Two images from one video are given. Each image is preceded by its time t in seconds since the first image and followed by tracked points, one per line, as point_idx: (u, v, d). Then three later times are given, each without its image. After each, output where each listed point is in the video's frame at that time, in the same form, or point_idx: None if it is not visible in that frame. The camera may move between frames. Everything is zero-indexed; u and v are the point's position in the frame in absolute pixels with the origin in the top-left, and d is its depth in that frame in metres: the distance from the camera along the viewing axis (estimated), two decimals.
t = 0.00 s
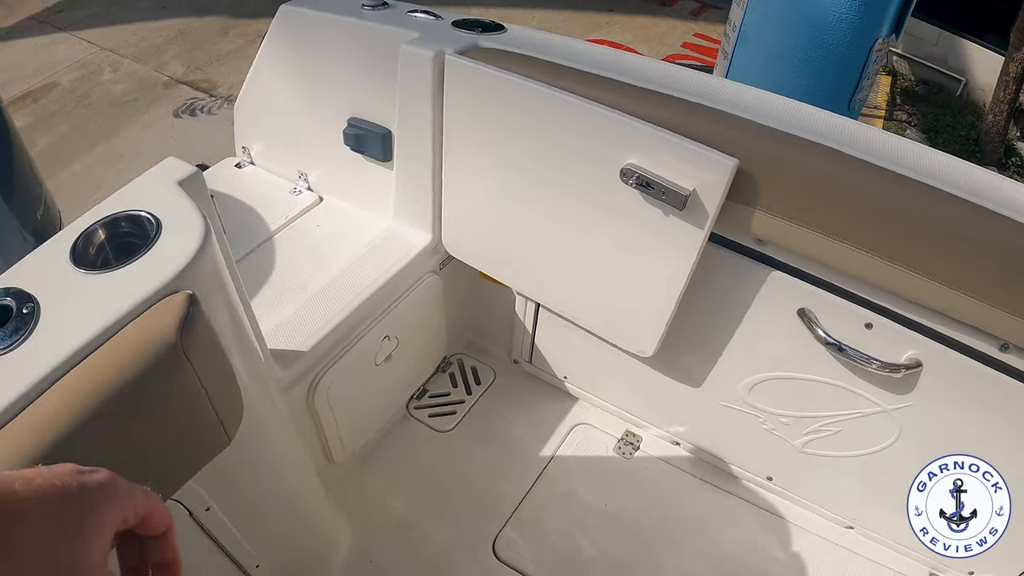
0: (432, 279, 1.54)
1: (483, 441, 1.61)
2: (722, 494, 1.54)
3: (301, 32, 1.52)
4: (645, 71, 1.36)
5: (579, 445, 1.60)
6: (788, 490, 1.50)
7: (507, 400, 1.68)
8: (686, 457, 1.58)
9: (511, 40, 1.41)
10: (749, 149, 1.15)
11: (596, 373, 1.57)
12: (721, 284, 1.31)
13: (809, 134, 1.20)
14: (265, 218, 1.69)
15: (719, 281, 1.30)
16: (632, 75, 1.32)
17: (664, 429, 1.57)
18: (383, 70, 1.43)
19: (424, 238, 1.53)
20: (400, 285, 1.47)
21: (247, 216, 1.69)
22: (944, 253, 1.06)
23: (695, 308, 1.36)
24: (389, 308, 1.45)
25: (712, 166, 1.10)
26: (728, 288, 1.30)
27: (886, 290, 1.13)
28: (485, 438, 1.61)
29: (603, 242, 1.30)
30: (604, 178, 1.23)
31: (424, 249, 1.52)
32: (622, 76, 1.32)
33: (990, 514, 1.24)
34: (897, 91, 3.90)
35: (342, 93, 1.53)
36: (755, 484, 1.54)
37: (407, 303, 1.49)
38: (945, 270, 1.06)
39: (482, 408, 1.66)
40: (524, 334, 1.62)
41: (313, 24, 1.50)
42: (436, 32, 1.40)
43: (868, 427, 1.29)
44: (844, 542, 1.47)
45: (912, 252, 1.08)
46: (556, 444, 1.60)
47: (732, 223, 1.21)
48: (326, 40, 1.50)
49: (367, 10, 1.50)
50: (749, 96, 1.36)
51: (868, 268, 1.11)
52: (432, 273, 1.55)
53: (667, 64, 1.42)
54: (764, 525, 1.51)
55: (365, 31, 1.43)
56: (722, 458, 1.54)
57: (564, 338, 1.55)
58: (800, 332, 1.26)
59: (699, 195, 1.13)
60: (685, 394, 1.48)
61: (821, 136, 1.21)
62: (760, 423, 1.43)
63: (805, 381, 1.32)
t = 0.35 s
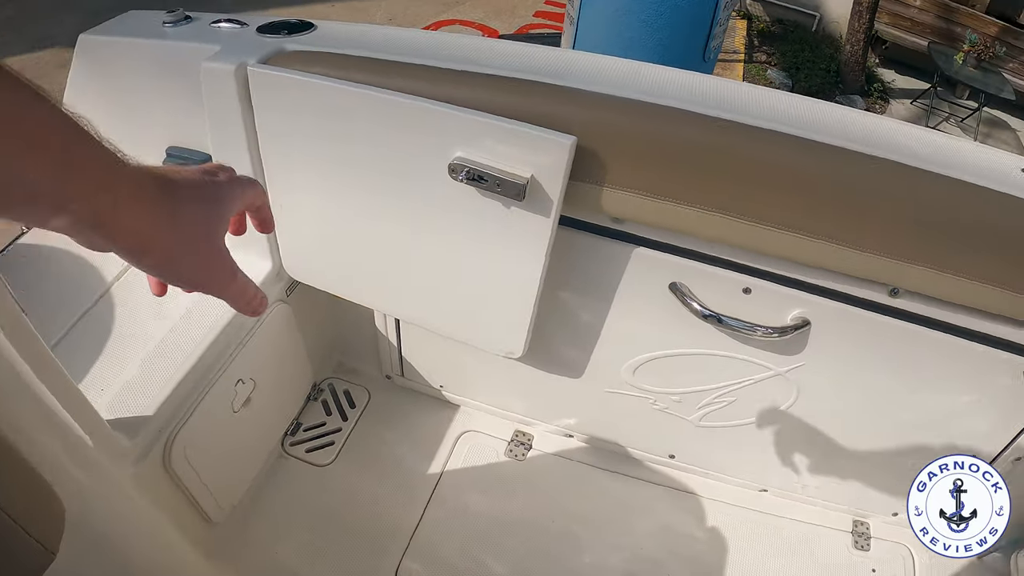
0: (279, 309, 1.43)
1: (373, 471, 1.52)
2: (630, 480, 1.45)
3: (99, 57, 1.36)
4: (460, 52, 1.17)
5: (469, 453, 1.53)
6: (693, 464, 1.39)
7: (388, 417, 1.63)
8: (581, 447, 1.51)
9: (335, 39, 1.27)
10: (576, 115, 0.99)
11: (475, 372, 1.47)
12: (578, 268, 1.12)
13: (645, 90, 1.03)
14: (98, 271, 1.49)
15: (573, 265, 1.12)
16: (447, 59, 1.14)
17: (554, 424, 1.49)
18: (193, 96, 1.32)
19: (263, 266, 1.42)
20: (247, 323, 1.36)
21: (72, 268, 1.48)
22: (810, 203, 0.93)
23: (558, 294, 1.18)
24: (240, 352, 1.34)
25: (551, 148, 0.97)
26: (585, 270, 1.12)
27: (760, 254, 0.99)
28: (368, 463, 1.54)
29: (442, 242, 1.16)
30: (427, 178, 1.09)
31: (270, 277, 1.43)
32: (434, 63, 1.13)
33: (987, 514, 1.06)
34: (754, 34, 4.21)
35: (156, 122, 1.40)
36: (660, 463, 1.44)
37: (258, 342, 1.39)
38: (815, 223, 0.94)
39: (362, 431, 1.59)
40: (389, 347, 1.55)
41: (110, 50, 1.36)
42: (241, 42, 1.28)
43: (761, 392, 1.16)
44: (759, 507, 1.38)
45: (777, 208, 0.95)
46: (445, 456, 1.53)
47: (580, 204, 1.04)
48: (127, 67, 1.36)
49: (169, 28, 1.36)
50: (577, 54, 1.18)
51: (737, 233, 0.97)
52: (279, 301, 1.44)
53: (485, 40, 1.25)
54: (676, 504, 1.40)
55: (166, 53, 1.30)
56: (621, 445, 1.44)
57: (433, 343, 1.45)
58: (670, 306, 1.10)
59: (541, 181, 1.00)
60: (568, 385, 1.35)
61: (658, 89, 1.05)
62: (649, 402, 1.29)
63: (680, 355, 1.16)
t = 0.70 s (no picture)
0: (144, 368, 1.22)
1: (279, 523, 1.37)
2: (550, 481, 1.37)
3: None
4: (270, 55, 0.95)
5: (376, 480, 1.42)
6: (608, 453, 1.32)
7: (287, 456, 1.47)
8: (492, 454, 1.42)
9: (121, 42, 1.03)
10: (418, 113, 0.84)
11: (369, 397, 1.33)
12: (449, 280, 1.01)
13: (494, 80, 0.87)
14: None
15: (443, 278, 1.01)
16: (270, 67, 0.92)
17: (458, 436, 1.39)
18: None
19: (116, 319, 1.20)
20: (110, 392, 1.15)
21: None
22: (695, 180, 0.84)
23: (436, 310, 1.06)
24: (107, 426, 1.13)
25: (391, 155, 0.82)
26: (458, 282, 1.01)
27: (649, 240, 0.90)
28: (268, 512, 1.39)
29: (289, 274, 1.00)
30: (252, 206, 0.91)
31: (127, 335, 1.20)
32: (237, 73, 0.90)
33: (988, 515, 1.07)
34: None
35: None
36: (579, 458, 1.37)
37: (127, 410, 1.18)
38: (704, 201, 0.85)
39: (261, 478, 1.43)
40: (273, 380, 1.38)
41: None
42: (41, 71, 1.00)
43: (665, 377, 1.10)
44: (685, 485, 1.34)
45: (661, 190, 0.85)
46: (351, 490, 1.41)
47: (443, 214, 0.91)
48: None
49: None
50: (412, 49, 0.99)
51: (622, 222, 0.87)
52: (143, 356, 1.23)
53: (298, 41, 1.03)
54: (601, 499, 1.34)
55: None
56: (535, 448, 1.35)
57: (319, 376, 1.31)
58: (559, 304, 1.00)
59: (387, 199, 0.85)
60: (471, 398, 1.24)
61: (508, 73, 0.89)
62: (554, 403, 1.20)
63: (575, 350, 1.08)
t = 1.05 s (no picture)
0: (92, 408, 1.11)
1: (243, 558, 1.26)
2: (530, 496, 1.31)
3: None
4: (206, 70, 0.87)
5: (346, 507, 1.32)
6: (587, 464, 1.27)
7: (254, 485, 1.35)
8: (466, 471, 1.34)
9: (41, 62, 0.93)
10: (373, 127, 0.77)
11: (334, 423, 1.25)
12: (409, 301, 0.94)
13: (453, 89, 0.80)
14: None
15: (403, 300, 0.94)
16: (206, 84, 0.84)
17: (430, 454, 1.30)
18: None
19: (60, 359, 1.09)
20: (56, 440, 1.04)
21: None
22: (673, 188, 0.79)
23: (400, 332, 0.99)
24: (51, 478, 1.02)
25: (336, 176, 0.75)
26: (421, 303, 0.94)
27: (625, 252, 0.84)
28: (238, 548, 1.27)
29: (232, 302, 0.91)
30: (188, 234, 0.83)
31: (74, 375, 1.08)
32: (169, 95, 0.82)
33: (988, 514, 1.05)
34: None
35: None
36: (557, 471, 1.31)
37: (77, 457, 1.06)
38: (682, 209, 0.80)
39: (228, 512, 1.32)
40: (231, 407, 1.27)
41: None
42: None
43: (645, 386, 1.05)
44: (668, 491, 1.30)
45: (638, 200, 0.80)
46: (322, 518, 1.31)
47: (397, 235, 0.83)
48: None
49: None
50: (360, 53, 0.92)
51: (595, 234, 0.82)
52: (92, 397, 1.12)
53: (237, 49, 0.95)
54: (583, 511, 1.29)
55: None
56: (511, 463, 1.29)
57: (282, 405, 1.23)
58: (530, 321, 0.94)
59: (338, 225, 0.78)
60: (444, 419, 1.17)
61: (468, 80, 0.83)
62: (528, 418, 1.15)
63: (548, 364, 1.02)
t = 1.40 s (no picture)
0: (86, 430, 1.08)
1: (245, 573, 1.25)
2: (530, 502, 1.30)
3: None
4: (197, 83, 0.85)
5: (346, 518, 1.30)
6: (587, 468, 1.26)
7: (252, 499, 1.33)
8: (467, 477, 1.34)
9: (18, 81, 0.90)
10: (368, 143, 0.76)
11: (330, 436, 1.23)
12: (405, 314, 0.92)
13: (451, 100, 0.79)
14: None
15: (399, 312, 0.92)
16: (195, 100, 0.81)
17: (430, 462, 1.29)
18: None
19: (51, 381, 1.07)
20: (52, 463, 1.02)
21: None
22: (674, 197, 0.78)
23: (398, 345, 0.97)
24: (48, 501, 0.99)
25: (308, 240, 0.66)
26: (417, 316, 0.92)
27: (627, 262, 0.83)
28: (240, 563, 1.26)
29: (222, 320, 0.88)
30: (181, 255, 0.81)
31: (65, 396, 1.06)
32: (160, 110, 0.80)
33: (988, 514, 1.06)
34: None
35: None
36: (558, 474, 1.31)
37: (72, 479, 1.04)
38: (684, 218, 0.79)
39: (228, 526, 1.30)
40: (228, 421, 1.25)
41: None
42: None
43: (644, 391, 1.04)
44: (668, 492, 1.29)
45: (638, 209, 0.79)
46: (322, 529, 1.29)
47: (391, 248, 0.81)
48: None
49: None
50: (354, 62, 0.90)
51: (597, 246, 0.80)
52: (86, 418, 1.10)
53: (226, 60, 0.93)
54: (585, 514, 1.29)
55: None
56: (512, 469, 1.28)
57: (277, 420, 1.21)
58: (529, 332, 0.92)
59: (308, 288, 0.70)
60: (443, 429, 1.16)
61: (464, 91, 0.81)
62: (528, 425, 1.13)
63: (546, 372, 1.01)
